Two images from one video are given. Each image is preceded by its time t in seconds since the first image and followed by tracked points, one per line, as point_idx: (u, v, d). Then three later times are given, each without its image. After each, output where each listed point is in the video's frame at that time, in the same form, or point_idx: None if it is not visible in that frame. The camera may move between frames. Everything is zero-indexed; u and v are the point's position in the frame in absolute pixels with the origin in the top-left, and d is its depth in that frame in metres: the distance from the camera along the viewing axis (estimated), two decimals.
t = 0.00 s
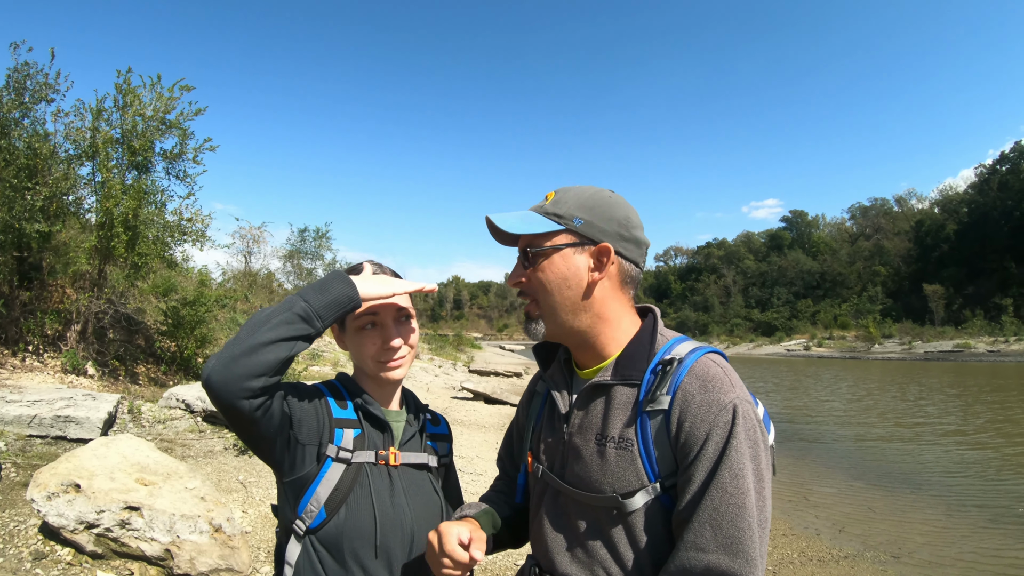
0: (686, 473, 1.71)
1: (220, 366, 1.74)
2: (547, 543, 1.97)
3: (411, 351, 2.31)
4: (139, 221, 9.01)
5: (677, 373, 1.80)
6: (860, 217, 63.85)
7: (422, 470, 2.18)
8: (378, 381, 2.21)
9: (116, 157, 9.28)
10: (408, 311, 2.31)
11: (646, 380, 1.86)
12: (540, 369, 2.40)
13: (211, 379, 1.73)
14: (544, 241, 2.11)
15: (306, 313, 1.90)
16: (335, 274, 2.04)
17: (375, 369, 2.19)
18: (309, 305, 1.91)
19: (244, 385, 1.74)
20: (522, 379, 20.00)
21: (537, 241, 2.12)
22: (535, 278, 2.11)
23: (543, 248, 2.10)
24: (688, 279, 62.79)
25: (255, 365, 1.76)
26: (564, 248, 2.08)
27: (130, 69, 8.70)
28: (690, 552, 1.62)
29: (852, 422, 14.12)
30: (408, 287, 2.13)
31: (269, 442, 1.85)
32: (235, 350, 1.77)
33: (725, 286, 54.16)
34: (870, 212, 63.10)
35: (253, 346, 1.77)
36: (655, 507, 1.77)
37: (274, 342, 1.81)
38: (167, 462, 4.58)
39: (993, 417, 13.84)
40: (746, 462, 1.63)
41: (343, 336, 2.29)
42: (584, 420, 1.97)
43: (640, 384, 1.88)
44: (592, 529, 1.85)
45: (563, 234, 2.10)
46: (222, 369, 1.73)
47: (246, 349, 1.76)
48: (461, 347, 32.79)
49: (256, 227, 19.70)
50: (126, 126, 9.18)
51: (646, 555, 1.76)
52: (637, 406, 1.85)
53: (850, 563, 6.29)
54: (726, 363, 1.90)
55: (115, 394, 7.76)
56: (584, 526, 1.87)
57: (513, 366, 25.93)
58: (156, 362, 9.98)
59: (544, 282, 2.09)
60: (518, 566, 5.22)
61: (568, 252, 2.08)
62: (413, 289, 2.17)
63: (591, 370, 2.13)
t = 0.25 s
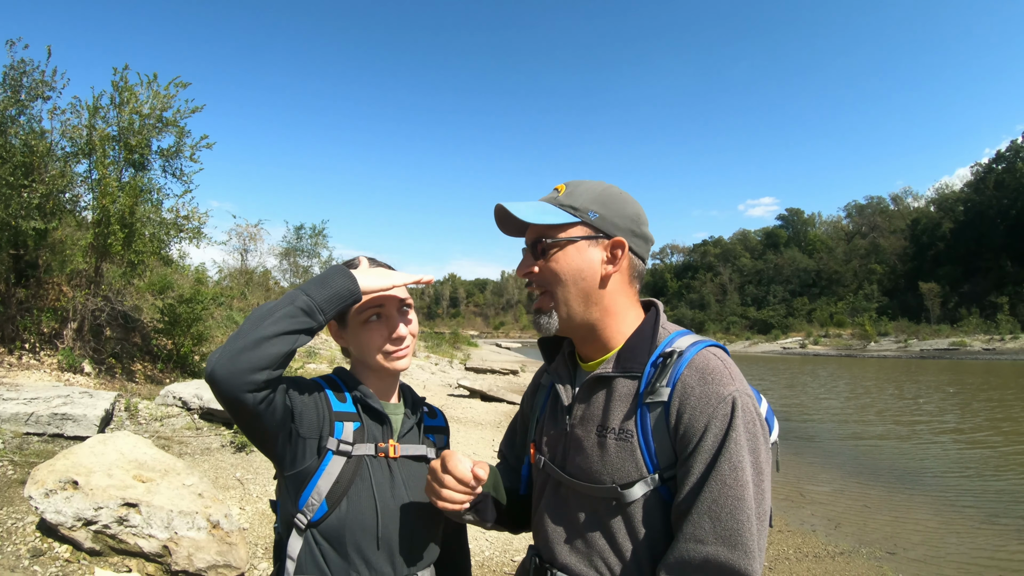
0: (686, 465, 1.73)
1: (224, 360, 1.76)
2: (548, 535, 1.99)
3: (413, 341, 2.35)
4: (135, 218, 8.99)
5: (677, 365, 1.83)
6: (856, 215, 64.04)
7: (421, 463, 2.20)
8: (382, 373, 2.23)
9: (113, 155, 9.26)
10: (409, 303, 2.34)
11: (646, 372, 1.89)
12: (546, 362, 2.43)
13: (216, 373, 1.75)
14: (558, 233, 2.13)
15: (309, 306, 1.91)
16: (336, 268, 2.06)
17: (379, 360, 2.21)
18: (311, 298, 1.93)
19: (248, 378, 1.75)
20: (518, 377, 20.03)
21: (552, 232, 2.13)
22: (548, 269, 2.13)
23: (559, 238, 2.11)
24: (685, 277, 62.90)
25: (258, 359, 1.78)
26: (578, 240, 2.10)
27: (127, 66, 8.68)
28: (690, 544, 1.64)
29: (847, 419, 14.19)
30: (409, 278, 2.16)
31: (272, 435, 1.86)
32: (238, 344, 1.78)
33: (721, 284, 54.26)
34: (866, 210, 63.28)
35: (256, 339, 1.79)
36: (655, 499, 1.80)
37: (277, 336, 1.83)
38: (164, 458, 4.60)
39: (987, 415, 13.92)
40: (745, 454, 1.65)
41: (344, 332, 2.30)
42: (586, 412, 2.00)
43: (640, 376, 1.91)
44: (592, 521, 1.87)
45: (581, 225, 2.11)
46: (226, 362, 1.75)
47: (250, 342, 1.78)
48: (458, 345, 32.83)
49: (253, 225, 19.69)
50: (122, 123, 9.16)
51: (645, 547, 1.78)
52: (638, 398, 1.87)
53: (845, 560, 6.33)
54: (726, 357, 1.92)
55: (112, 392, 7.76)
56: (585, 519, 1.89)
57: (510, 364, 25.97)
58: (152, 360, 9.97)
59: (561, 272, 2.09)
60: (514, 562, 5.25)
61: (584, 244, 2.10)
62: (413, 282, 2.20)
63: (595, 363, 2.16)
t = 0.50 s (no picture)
0: (690, 459, 1.74)
1: (226, 357, 1.75)
2: (551, 533, 1.99)
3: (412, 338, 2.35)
4: (131, 217, 8.94)
5: (681, 360, 1.84)
6: (852, 215, 64.27)
7: (422, 460, 2.20)
8: (382, 370, 2.24)
9: (109, 154, 9.23)
10: (408, 300, 2.34)
11: (651, 367, 1.90)
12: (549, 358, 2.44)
13: (218, 370, 1.74)
14: (609, 224, 2.15)
15: (311, 302, 1.91)
16: (338, 264, 2.06)
17: (378, 358, 2.21)
18: (313, 294, 1.93)
19: (251, 374, 1.75)
20: (514, 377, 20.01)
21: (605, 223, 2.15)
22: (602, 258, 2.10)
23: (615, 231, 2.14)
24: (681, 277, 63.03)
25: (261, 355, 1.77)
26: (627, 236, 2.16)
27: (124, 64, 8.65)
28: (695, 536, 1.65)
29: (843, 419, 14.25)
30: (408, 275, 2.16)
31: (274, 432, 1.86)
32: (241, 341, 1.78)
33: (717, 284, 54.38)
34: (862, 210, 63.51)
35: (259, 335, 1.79)
36: (660, 493, 1.80)
37: (280, 332, 1.83)
38: (161, 458, 4.59)
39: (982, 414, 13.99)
40: (749, 447, 1.66)
41: (343, 330, 2.30)
42: (590, 408, 2.01)
43: (645, 371, 1.92)
44: (597, 517, 1.88)
45: (628, 221, 2.17)
46: (228, 359, 1.75)
47: (252, 339, 1.78)
48: (454, 345, 32.83)
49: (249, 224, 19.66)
50: (119, 122, 9.13)
51: (650, 542, 1.79)
52: (642, 393, 1.88)
53: (842, 558, 6.35)
54: (729, 352, 1.93)
55: (108, 391, 7.73)
56: (589, 516, 1.90)
57: (506, 363, 25.98)
58: (148, 359, 9.94)
59: (616, 263, 2.10)
60: (512, 561, 5.25)
61: (630, 240, 2.18)
62: (412, 279, 2.20)
63: (598, 359, 2.17)
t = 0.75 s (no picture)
0: (689, 461, 1.73)
1: (222, 360, 1.74)
2: (548, 536, 1.99)
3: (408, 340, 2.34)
4: (127, 215, 8.89)
5: (680, 362, 1.84)
6: (847, 214, 64.47)
7: (419, 462, 2.20)
8: (378, 372, 2.23)
9: (104, 152, 9.19)
10: (404, 302, 2.33)
11: (650, 369, 1.90)
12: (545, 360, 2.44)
13: (214, 373, 1.73)
14: (621, 227, 2.16)
15: (308, 304, 1.90)
16: (336, 266, 2.05)
17: (374, 359, 2.20)
18: (311, 296, 1.92)
19: (247, 377, 1.74)
20: (510, 376, 20.02)
21: (617, 225, 2.16)
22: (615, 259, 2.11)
23: (627, 233, 2.15)
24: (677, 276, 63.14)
25: (257, 357, 1.76)
26: (636, 239, 2.18)
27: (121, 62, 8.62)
28: (694, 538, 1.65)
29: (838, 419, 14.30)
30: (407, 277, 2.16)
31: (271, 435, 1.85)
32: (238, 343, 1.77)
33: (713, 283, 54.49)
34: (857, 210, 63.73)
35: (256, 338, 1.78)
36: (659, 495, 1.80)
37: (277, 334, 1.82)
38: (156, 458, 4.57)
39: (976, 414, 14.07)
40: (749, 449, 1.66)
41: (338, 331, 2.29)
42: (588, 410, 2.00)
43: (643, 374, 1.92)
44: (595, 519, 1.87)
45: (637, 224, 2.18)
46: (224, 362, 1.73)
47: (249, 341, 1.77)
48: (449, 343, 32.81)
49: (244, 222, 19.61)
50: (115, 120, 9.08)
51: (649, 544, 1.78)
52: (641, 395, 1.88)
53: (837, 558, 6.36)
54: (728, 354, 1.93)
55: (103, 391, 7.69)
56: (588, 519, 1.89)
57: (501, 362, 25.98)
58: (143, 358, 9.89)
59: (626, 265, 2.12)
60: (508, 561, 5.24)
61: (637, 243, 2.20)
62: (410, 281, 2.20)
63: (596, 360, 2.16)
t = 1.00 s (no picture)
0: (685, 464, 1.73)
1: (218, 364, 1.73)
2: (545, 538, 1.99)
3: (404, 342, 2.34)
4: (123, 215, 8.86)
5: (676, 364, 1.84)
6: (843, 213, 64.58)
7: (416, 464, 2.19)
8: (373, 374, 2.22)
9: (100, 151, 9.15)
10: (400, 304, 2.32)
11: (646, 371, 1.90)
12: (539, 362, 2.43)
13: (210, 377, 1.72)
14: (617, 231, 2.15)
15: (305, 307, 1.89)
16: (332, 268, 2.04)
17: (370, 362, 2.20)
18: (307, 299, 1.92)
19: (243, 382, 1.73)
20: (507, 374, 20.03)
21: (612, 229, 2.14)
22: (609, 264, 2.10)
23: (622, 237, 2.13)
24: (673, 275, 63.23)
25: (253, 362, 1.76)
26: (631, 244, 2.17)
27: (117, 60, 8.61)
28: (690, 541, 1.64)
29: (835, 418, 14.33)
30: (405, 279, 2.15)
31: (266, 439, 1.84)
32: (233, 347, 1.76)
33: (710, 282, 54.57)
34: (853, 209, 63.83)
35: (251, 342, 1.77)
36: (656, 497, 1.80)
37: (273, 337, 1.81)
38: (152, 458, 4.56)
39: (972, 413, 14.12)
40: (745, 452, 1.66)
41: (335, 333, 2.28)
42: (584, 413, 2.00)
43: (639, 376, 1.91)
44: (592, 522, 1.87)
45: (634, 228, 2.17)
46: (220, 366, 1.72)
47: (245, 345, 1.76)
48: (446, 342, 32.79)
49: (240, 221, 19.56)
50: (111, 119, 9.04)
51: (646, 546, 1.78)
52: (637, 397, 1.87)
53: (834, 557, 6.38)
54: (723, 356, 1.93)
55: (99, 390, 7.67)
56: (585, 521, 1.89)
57: (498, 361, 25.99)
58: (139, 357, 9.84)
59: (619, 270, 2.11)
60: (505, 561, 5.24)
61: (633, 248, 2.18)
62: (407, 283, 2.19)
63: (592, 363, 2.15)
